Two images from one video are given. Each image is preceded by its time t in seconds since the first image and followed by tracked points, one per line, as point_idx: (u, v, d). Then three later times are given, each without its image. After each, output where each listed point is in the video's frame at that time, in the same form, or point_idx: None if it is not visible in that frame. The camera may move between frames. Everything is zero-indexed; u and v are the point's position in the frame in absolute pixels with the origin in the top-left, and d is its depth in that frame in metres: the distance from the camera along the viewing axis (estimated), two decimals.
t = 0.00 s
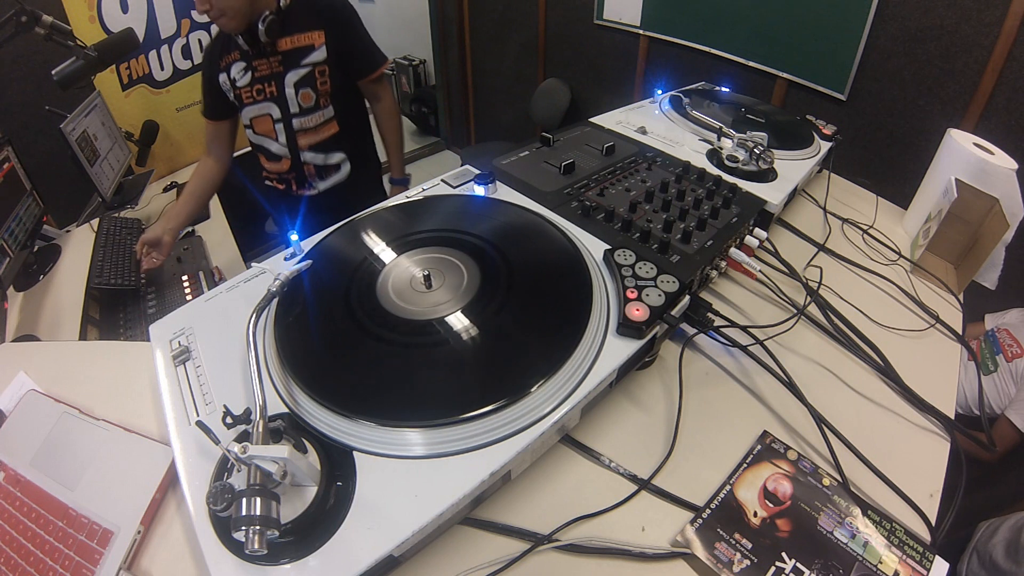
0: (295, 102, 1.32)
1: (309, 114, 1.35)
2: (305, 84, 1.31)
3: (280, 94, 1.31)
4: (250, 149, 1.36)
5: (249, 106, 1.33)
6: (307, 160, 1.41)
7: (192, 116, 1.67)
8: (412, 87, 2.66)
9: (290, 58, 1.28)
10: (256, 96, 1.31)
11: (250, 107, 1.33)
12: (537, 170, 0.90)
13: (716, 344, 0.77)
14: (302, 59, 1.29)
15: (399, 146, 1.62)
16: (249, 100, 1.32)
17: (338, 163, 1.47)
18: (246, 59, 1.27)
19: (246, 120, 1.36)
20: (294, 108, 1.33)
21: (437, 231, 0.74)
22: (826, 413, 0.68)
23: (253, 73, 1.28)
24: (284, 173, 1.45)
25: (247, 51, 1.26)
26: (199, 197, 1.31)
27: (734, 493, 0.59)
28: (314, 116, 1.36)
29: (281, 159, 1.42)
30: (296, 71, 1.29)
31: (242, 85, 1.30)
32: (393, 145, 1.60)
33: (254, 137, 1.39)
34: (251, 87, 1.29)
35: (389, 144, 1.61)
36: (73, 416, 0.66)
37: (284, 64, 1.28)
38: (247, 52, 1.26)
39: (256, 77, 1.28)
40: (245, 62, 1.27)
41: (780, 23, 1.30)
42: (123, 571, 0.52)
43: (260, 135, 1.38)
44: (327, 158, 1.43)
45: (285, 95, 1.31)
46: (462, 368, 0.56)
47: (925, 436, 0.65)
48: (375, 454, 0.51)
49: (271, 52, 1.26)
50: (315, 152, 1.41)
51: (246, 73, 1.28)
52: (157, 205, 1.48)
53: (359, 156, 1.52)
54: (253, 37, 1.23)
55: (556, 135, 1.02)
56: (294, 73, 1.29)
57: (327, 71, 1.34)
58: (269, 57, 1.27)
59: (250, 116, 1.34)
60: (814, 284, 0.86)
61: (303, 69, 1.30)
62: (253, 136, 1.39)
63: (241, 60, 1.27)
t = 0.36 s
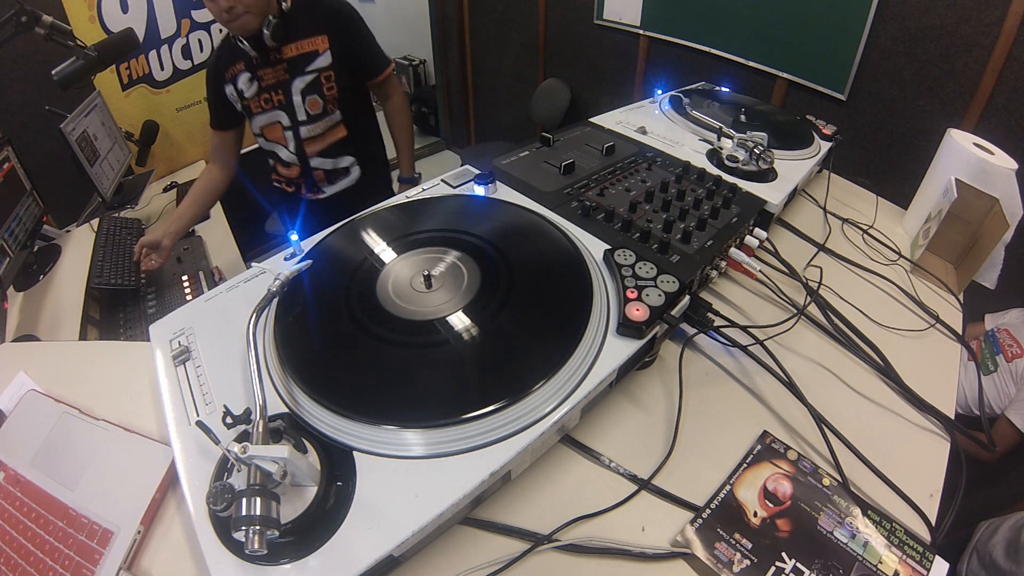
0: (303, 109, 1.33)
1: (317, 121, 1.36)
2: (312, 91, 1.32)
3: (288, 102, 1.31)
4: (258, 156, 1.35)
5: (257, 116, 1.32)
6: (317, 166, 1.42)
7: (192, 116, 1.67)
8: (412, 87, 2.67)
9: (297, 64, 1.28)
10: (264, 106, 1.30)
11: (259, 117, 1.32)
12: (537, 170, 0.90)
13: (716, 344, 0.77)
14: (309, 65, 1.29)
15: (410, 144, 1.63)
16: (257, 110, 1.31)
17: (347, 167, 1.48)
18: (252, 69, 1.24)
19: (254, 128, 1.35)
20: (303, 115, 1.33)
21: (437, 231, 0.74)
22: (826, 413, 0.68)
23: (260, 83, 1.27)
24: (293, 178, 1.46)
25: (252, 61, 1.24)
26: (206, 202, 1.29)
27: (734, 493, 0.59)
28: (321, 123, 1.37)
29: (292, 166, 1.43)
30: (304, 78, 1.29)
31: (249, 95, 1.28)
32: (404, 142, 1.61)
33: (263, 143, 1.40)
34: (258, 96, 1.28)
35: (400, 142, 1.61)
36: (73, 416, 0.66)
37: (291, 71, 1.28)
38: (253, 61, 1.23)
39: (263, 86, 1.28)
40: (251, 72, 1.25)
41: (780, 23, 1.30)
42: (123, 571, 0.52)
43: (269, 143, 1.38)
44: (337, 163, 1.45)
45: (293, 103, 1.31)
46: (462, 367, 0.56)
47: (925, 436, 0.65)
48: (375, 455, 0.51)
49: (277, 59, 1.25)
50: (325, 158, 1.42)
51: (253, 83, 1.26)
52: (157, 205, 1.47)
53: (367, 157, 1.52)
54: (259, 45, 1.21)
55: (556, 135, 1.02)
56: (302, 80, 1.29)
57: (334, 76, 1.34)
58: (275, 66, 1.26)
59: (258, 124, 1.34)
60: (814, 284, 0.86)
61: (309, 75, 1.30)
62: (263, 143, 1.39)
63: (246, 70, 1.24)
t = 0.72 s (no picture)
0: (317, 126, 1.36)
1: (331, 139, 1.39)
2: (327, 110, 1.35)
3: (301, 117, 1.35)
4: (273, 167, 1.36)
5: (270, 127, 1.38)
6: (332, 178, 1.45)
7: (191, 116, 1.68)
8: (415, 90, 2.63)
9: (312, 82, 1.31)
10: (277, 119, 1.36)
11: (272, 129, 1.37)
12: (537, 170, 0.90)
13: (716, 344, 0.77)
14: (324, 84, 1.32)
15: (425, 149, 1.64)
16: (270, 123, 1.37)
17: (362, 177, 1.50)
18: (264, 84, 1.30)
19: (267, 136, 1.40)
20: (317, 132, 1.37)
21: (438, 231, 0.74)
22: (827, 413, 0.68)
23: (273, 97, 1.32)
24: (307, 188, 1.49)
25: (266, 76, 1.29)
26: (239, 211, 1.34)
27: (734, 493, 0.59)
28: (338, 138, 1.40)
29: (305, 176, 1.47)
30: (318, 97, 1.33)
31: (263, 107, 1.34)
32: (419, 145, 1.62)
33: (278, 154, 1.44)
34: (271, 109, 1.34)
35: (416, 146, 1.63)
36: (73, 416, 0.66)
37: (306, 89, 1.32)
38: (265, 75, 1.29)
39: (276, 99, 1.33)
40: (265, 86, 1.30)
41: (780, 23, 1.30)
42: (123, 571, 0.52)
43: (283, 154, 1.43)
44: (351, 175, 1.47)
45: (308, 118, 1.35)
46: (462, 367, 0.56)
47: (925, 436, 0.65)
48: (375, 454, 0.51)
49: (291, 77, 1.30)
50: (340, 171, 1.45)
51: (265, 96, 1.32)
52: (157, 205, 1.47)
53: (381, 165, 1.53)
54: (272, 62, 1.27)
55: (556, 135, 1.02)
56: (317, 98, 1.33)
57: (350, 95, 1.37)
58: (289, 83, 1.30)
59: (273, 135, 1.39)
60: (814, 284, 0.86)
61: (323, 95, 1.33)
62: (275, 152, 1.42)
63: (259, 84, 1.30)
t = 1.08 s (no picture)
0: (410, 96, 1.49)
1: (418, 115, 1.52)
2: (421, 81, 1.48)
3: (390, 91, 1.46)
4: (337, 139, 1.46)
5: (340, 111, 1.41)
6: (406, 172, 1.57)
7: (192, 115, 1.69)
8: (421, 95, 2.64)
9: (407, 52, 1.44)
10: (357, 93, 1.42)
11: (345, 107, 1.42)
12: (537, 170, 0.90)
13: (716, 344, 0.77)
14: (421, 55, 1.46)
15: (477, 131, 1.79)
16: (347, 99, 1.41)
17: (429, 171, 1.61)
18: (349, 52, 1.37)
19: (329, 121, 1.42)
20: (406, 109, 1.50)
21: (438, 230, 0.74)
22: (827, 413, 0.68)
23: (355, 67, 1.39)
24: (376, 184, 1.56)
25: (353, 45, 1.36)
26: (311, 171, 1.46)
27: (734, 493, 0.59)
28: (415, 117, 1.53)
29: (377, 168, 1.55)
30: (413, 67, 1.45)
31: (340, 79, 1.38)
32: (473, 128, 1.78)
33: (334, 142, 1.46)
34: (350, 81, 1.40)
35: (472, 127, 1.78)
36: (73, 416, 0.66)
37: (400, 59, 1.44)
38: (349, 44, 1.36)
39: (359, 70, 1.40)
40: (349, 53, 1.37)
41: (780, 23, 1.30)
42: (123, 571, 0.52)
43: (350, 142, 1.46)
44: (424, 166, 1.58)
45: (400, 93, 1.47)
46: (462, 367, 0.56)
47: (925, 436, 0.66)
48: (375, 454, 0.51)
49: (383, 45, 1.40)
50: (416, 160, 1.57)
51: (345, 65, 1.38)
52: (157, 205, 1.47)
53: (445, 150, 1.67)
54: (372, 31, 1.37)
55: (555, 135, 1.01)
56: (416, 68, 1.46)
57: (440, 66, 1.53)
58: (380, 51, 1.40)
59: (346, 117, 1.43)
60: (814, 284, 0.87)
61: (417, 63, 1.46)
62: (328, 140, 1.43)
63: (341, 53, 1.36)
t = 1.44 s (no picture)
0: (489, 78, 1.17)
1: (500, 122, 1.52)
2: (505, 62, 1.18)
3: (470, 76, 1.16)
4: (387, 71, 1.04)
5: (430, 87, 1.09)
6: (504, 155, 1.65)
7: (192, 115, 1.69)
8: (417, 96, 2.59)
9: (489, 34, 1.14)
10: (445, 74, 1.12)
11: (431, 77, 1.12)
12: (537, 170, 0.90)
13: (716, 344, 0.77)
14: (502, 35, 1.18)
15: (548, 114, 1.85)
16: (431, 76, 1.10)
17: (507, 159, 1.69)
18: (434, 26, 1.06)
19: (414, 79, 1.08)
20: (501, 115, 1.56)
21: (438, 230, 0.74)
22: (827, 413, 0.68)
23: (443, 47, 1.09)
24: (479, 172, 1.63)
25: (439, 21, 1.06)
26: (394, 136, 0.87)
27: (734, 493, 0.59)
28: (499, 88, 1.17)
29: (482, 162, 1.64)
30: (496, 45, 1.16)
31: (430, 56, 1.08)
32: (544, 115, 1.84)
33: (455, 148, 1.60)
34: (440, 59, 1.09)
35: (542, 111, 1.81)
36: (73, 416, 0.66)
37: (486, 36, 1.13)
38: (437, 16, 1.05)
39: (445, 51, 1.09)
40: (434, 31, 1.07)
41: (781, 23, 1.29)
42: (123, 571, 0.52)
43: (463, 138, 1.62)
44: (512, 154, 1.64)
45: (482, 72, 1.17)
46: (461, 367, 0.56)
47: (926, 436, 0.66)
48: (375, 454, 0.51)
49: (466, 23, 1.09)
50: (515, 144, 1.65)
51: (433, 43, 1.07)
52: (157, 205, 1.47)
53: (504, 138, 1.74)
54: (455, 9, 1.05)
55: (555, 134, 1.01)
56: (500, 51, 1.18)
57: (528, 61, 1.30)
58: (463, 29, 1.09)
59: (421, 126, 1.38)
60: (814, 284, 0.87)
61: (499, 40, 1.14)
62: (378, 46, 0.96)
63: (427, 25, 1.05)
